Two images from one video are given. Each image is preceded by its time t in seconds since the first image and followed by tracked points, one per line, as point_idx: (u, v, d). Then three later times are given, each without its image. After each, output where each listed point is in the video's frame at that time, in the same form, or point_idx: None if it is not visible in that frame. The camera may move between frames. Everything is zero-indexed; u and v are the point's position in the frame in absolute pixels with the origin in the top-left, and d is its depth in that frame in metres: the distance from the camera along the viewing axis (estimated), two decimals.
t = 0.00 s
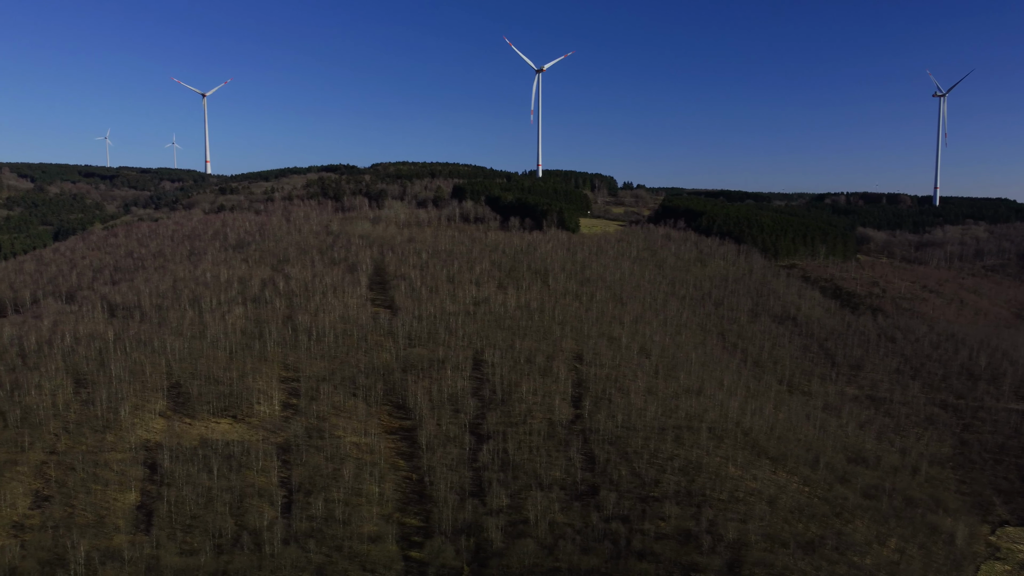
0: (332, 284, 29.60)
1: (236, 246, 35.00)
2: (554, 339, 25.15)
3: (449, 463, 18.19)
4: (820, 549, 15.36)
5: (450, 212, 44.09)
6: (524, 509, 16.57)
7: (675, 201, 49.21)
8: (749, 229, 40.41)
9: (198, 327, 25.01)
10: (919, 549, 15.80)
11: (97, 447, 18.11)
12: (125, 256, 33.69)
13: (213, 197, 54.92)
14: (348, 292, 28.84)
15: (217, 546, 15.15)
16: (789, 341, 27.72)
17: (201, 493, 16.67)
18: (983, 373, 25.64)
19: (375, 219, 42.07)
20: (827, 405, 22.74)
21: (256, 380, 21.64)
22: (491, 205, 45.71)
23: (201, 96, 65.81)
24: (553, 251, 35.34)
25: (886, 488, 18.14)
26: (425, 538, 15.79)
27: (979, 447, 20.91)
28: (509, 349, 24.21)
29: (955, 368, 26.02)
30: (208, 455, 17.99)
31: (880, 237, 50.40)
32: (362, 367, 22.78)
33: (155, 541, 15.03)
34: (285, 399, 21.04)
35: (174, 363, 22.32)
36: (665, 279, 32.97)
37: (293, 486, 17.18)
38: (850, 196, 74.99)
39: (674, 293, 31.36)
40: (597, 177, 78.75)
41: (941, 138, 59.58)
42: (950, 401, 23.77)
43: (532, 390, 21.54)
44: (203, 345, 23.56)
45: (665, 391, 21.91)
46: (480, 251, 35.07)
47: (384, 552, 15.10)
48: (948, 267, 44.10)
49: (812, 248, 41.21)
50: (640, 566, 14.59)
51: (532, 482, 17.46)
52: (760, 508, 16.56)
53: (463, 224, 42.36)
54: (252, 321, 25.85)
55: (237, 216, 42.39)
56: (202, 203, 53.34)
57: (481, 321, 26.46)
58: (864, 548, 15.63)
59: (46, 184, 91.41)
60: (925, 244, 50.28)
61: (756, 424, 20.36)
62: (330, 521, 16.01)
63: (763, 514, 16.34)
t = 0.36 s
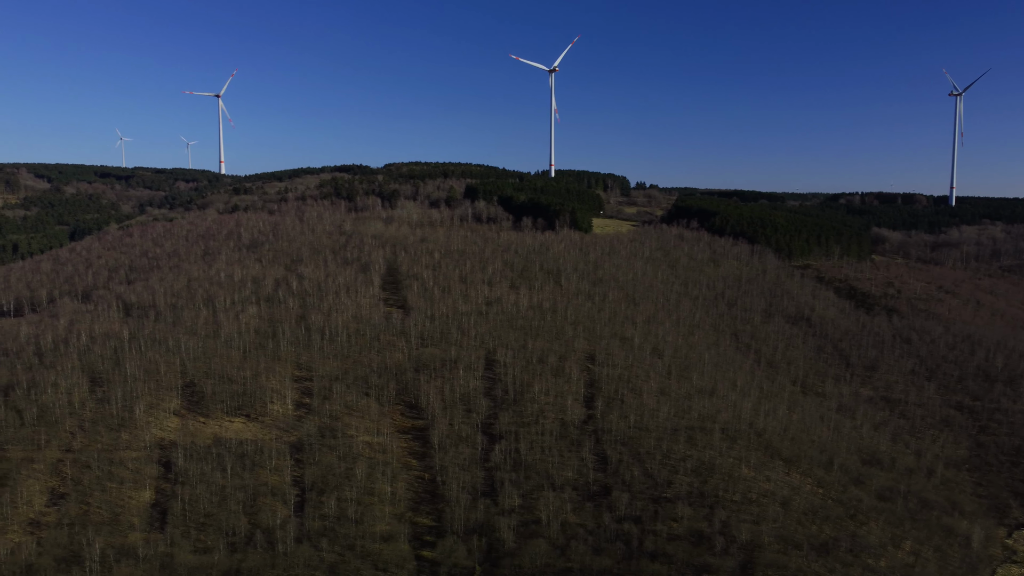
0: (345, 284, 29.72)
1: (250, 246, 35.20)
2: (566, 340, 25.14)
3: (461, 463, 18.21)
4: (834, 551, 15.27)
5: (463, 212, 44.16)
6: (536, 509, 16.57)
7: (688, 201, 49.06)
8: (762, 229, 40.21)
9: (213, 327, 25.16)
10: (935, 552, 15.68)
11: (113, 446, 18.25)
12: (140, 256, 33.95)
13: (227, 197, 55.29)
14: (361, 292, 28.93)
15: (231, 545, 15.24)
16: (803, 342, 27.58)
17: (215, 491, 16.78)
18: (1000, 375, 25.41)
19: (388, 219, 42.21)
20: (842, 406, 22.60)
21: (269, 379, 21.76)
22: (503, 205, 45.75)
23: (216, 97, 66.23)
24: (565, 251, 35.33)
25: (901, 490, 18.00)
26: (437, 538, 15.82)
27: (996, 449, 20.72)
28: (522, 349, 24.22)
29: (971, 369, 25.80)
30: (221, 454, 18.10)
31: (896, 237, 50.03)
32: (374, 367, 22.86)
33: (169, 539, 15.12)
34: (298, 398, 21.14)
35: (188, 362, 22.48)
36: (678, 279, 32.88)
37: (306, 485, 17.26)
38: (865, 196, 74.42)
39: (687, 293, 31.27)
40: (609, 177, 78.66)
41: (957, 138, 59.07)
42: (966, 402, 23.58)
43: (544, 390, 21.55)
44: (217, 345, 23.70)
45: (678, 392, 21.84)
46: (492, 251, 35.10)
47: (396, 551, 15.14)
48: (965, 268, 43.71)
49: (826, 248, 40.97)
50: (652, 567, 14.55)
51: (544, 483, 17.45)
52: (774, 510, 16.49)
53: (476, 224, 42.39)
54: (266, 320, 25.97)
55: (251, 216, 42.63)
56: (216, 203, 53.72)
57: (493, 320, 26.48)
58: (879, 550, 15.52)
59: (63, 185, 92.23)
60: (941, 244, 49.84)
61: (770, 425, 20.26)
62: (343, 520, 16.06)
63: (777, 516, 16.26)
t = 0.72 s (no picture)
0: (359, 284, 29.82)
1: (265, 246, 35.38)
2: (579, 340, 25.11)
3: (474, 463, 18.23)
4: (848, 553, 15.17)
5: (476, 212, 44.21)
6: (548, 509, 16.56)
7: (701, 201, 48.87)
8: (776, 229, 40.00)
9: (227, 326, 25.30)
10: (951, 555, 15.54)
11: (128, 444, 18.38)
12: (156, 256, 34.22)
13: (241, 197, 55.64)
14: (375, 291, 29.00)
15: (245, 543, 15.32)
16: (818, 343, 27.42)
17: (229, 490, 16.87)
18: (1018, 377, 25.16)
19: (401, 219, 42.32)
20: (857, 408, 22.46)
21: (283, 379, 21.87)
22: (516, 205, 45.74)
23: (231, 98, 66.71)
24: (578, 251, 35.29)
25: (916, 492, 17.87)
26: (450, 537, 15.84)
27: (1014, 452, 20.51)
28: (535, 349, 24.21)
29: (989, 371, 25.56)
30: (236, 453, 18.21)
31: (912, 237, 49.62)
32: (388, 366, 22.91)
33: (184, 537, 15.23)
34: (312, 397, 21.23)
35: (203, 361, 22.63)
36: (691, 279, 32.77)
37: (320, 484, 17.32)
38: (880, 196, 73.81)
39: (700, 293, 31.17)
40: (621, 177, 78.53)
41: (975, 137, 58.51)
42: (984, 404, 23.36)
43: (557, 390, 21.53)
44: (231, 344, 23.84)
45: (692, 392, 21.76)
46: (505, 251, 35.11)
47: (409, 550, 15.17)
48: (983, 269, 43.28)
49: (841, 248, 40.70)
50: (665, 568, 14.51)
51: (556, 483, 17.44)
52: (788, 511, 16.40)
53: (489, 224, 42.41)
54: (280, 320, 26.09)
55: (265, 216, 42.87)
56: (231, 203, 54.07)
57: (506, 320, 26.49)
58: (894, 553, 15.41)
59: (78, 185, 93.10)
60: (959, 245, 49.37)
61: (784, 426, 20.16)
62: (356, 519, 16.12)
63: (791, 517, 16.17)
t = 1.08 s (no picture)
0: (371, 284, 29.92)
1: (278, 246, 35.55)
2: (591, 340, 25.09)
3: (485, 463, 18.25)
4: (862, 555, 15.08)
5: (488, 212, 44.24)
6: (560, 510, 16.55)
7: (714, 201, 48.69)
8: (789, 230, 39.80)
9: (241, 325, 25.45)
10: (967, 558, 15.39)
11: (143, 442, 18.52)
12: (171, 255, 34.47)
13: (255, 197, 55.96)
14: (387, 291, 29.07)
15: (258, 541, 15.40)
16: (833, 343, 27.26)
17: (242, 488, 16.96)
18: None
19: (414, 219, 42.41)
20: (871, 409, 22.33)
21: (296, 378, 21.98)
22: (528, 205, 45.74)
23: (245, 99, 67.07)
24: (590, 251, 35.25)
25: (932, 495, 17.74)
26: (462, 537, 15.86)
27: None
28: (547, 350, 24.20)
29: (1006, 373, 25.32)
30: (249, 451, 18.31)
31: (928, 238, 49.27)
32: (400, 366, 22.97)
33: (198, 535, 15.33)
34: (325, 397, 21.32)
35: (216, 360, 22.77)
36: (704, 280, 32.66)
37: (332, 483, 17.38)
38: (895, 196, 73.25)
39: (713, 294, 31.07)
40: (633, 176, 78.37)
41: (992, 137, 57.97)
42: (1000, 406, 23.15)
43: (569, 391, 21.53)
44: (245, 343, 23.98)
45: (705, 393, 21.69)
46: (517, 251, 35.11)
47: (421, 550, 15.19)
48: (1001, 270, 42.88)
49: (855, 249, 40.44)
50: (678, 569, 14.47)
51: (569, 483, 17.43)
52: (802, 513, 16.31)
53: (501, 224, 42.42)
54: (293, 319, 26.20)
55: (279, 216, 43.09)
56: (245, 203, 54.40)
57: (518, 320, 26.49)
58: (909, 555, 15.30)
59: (94, 185, 93.93)
60: (976, 245, 48.93)
61: (798, 427, 20.06)
62: (368, 518, 16.17)
63: (805, 519, 16.09)
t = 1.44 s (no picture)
0: (384, 284, 30.02)
1: (292, 246, 35.73)
2: (604, 340, 25.07)
3: (498, 463, 18.26)
4: (877, 558, 14.97)
5: (501, 212, 44.28)
6: (573, 510, 16.54)
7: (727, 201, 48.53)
8: (803, 230, 39.58)
9: (255, 325, 25.60)
10: (983, 561, 15.25)
11: (158, 440, 18.67)
12: (185, 255, 34.72)
13: (268, 197, 56.30)
14: (401, 291, 29.14)
15: (271, 540, 15.47)
16: (847, 344, 27.10)
17: (256, 487, 17.05)
18: None
19: (427, 219, 42.52)
20: (886, 411, 22.17)
21: (310, 377, 22.08)
22: (541, 205, 45.74)
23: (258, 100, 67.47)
24: (603, 251, 35.22)
25: (948, 497, 17.58)
26: (474, 537, 15.87)
27: None
28: (560, 350, 24.20)
29: None
30: (263, 450, 18.40)
31: (945, 238, 48.87)
32: (413, 366, 23.03)
33: (212, 533, 15.43)
34: (338, 396, 21.40)
35: (231, 359, 22.92)
36: (718, 280, 32.55)
37: (345, 482, 17.45)
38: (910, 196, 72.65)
39: (726, 294, 30.96)
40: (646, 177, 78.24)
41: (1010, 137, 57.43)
42: (1018, 408, 22.91)
43: (581, 391, 21.51)
44: (259, 343, 24.11)
45: (718, 394, 21.62)
46: (530, 251, 35.13)
47: (433, 549, 15.21)
48: (1019, 270, 42.43)
49: (870, 249, 40.18)
50: (691, 570, 14.42)
51: (581, 483, 17.41)
52: (816, 515, 16.22)
53: (514, 224, 42.43)
54: (307, 319, 26.32)
55: (293, 216, 43.32)
56: (258, 203, 54.76)
57: (531, 321, 26.49)
58: (925, 558, 15.17)
59: (109, 185, 94.86)
60: (994, 246, 48.46)
61: (812, 429, 19.94)
62: (381, 518, 16.21)
63: (819, 521, 16.00)
